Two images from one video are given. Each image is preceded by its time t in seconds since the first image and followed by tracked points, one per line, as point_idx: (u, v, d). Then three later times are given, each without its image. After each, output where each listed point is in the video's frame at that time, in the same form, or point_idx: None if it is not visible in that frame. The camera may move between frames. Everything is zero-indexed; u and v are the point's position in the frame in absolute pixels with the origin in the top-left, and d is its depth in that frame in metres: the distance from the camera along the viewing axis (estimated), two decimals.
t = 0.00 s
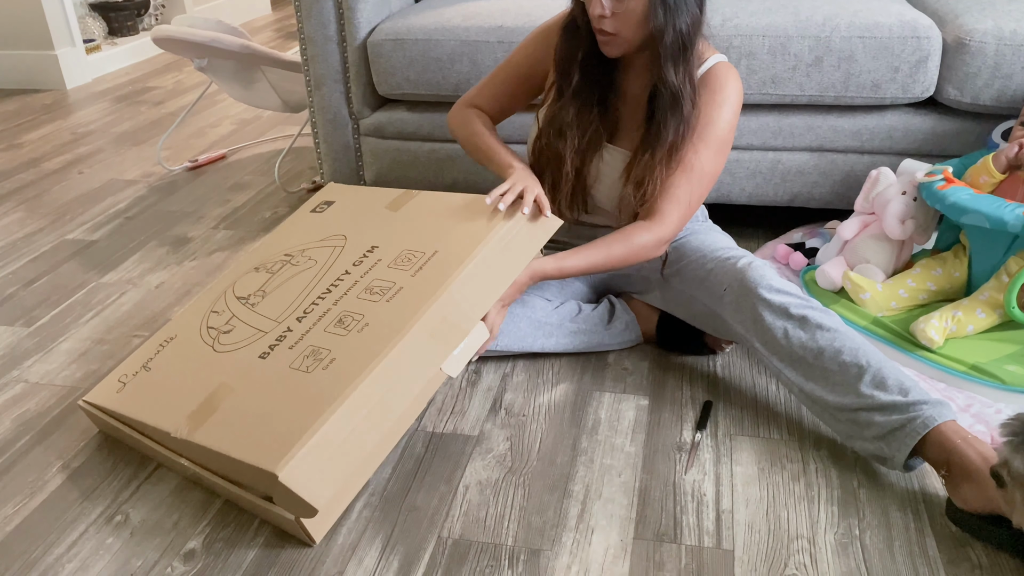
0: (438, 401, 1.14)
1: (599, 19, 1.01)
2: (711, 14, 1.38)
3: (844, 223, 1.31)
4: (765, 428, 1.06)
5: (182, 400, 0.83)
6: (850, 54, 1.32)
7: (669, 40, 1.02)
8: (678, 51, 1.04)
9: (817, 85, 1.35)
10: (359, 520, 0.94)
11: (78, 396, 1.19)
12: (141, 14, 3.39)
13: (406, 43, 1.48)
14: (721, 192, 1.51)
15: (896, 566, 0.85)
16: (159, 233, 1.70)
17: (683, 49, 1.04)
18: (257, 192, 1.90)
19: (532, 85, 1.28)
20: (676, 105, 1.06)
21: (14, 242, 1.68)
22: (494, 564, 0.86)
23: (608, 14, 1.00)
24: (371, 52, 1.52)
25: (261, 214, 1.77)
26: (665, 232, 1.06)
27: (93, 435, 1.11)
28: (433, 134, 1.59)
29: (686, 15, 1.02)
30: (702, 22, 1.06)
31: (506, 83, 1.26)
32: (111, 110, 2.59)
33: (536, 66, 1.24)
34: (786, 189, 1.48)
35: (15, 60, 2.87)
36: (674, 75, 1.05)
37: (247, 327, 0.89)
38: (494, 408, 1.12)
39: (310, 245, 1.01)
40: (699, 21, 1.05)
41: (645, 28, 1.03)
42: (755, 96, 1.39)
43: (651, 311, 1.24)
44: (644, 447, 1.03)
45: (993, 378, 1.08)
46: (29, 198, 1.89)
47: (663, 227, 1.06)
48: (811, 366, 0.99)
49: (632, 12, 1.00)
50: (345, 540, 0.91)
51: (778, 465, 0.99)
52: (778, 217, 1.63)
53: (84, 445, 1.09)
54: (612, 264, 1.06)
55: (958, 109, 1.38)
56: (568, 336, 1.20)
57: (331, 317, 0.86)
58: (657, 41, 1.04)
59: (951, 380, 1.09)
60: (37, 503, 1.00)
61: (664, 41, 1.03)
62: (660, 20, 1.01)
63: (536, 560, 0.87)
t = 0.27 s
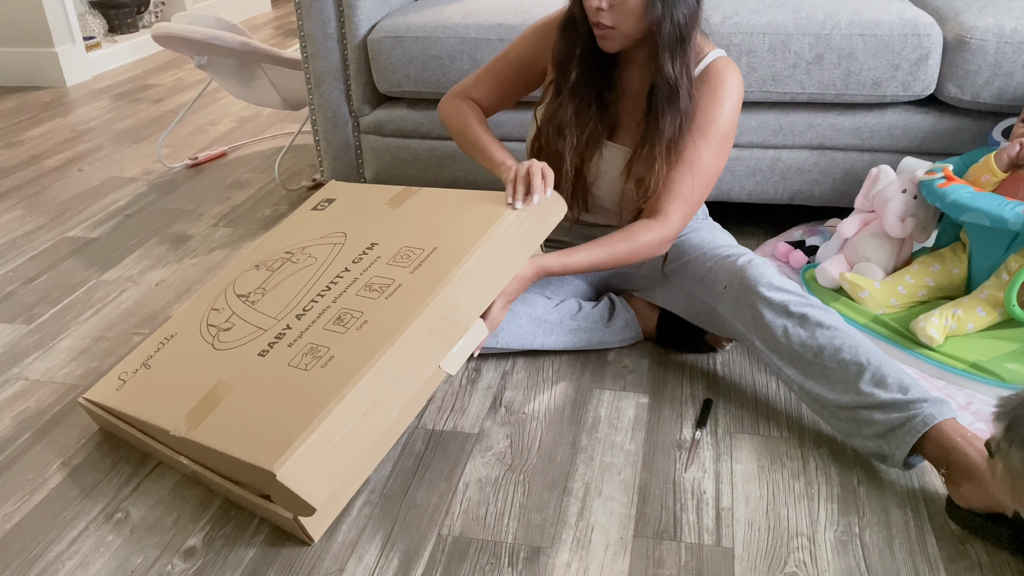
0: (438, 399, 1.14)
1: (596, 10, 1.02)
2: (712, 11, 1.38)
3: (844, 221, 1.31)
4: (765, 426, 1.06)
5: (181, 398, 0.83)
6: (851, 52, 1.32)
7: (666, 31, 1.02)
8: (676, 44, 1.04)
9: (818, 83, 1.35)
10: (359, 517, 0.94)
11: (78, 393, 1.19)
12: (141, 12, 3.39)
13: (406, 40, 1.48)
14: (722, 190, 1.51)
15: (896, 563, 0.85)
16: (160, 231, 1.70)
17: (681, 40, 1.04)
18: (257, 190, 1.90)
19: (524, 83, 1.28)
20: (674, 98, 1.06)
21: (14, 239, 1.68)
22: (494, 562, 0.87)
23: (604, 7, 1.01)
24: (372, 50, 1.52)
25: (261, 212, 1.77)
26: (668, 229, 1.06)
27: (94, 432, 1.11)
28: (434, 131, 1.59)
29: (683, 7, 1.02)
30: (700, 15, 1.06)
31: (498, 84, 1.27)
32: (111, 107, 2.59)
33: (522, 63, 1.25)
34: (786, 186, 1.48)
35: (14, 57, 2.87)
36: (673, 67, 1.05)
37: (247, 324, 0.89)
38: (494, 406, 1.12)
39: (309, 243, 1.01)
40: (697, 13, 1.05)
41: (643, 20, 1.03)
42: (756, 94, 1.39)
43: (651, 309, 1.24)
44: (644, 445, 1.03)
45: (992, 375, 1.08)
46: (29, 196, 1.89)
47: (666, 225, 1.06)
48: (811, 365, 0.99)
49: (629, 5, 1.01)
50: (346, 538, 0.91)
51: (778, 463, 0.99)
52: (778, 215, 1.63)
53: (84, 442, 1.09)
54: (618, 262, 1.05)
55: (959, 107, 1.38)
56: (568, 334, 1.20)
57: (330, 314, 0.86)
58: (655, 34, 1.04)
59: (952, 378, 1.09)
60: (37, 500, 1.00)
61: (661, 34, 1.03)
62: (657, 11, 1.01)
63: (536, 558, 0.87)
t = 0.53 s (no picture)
0: (439, 399, 1.14)
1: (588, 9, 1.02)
2: (713, 11, 1.38)
3: (844, 222, 1.30)
4: (766, 426, 1.06)
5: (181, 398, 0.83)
6: (852, 52, 1.32)
7: (662, 29, 1.03)
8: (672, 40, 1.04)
9: (819, 83, 1.35)
10: (360, 517, 0.94)
11: (79, 393, 1.19)
12: (142, 12, 3.39)
13: (407, 40, 1.48)
14: (723, 190, 1.51)
15: (897, 564, 0.85)
16: (161, 230, 1.70)
17: (677, 37, 1.04)
18: (258, 190, 1.90)
19: (515, 84, 1.29)
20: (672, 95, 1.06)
21: (15, 239, 1.68)
22: (495, 562, 0.87)
23: (596, 5, 1.01)
24: (372, 50, 1.52)
25: (262, 212, 1.77)
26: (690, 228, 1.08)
27: (95, 432, 1.11)
28: (435, 131, 1.59)
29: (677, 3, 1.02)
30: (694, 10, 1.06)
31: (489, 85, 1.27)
32: (112, 107, 2.59)
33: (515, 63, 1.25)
34: (787, 187, 1.48)
35: (16, 56, 2.87)
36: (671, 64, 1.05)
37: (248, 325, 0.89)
38: (495, 405, 1.12)
39: (310, 243, 1.01)
40: (690, 9, 1.05)
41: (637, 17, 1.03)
42: (757, 94, 1.39)
43: (652, 309, 1.24)
44: (645, 445, 1.03)
45: (993, 376, 1.07)
46: (30, 195, 1.90)
47: (686, 224, 1.08)
48: (812, 366, 0.99)
49: (622, 5, 1.01)
50: (346, 538, 0.91)
51: (778, 463, 0.99)
52: (779, 215, 1.63)
53: (85, 442, 1.09)
54: (640, 262, 1.07)
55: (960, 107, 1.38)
56: (569, 334, 1.20)
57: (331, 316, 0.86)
58: (649, 31, 1.04)
59: (953, 379, 1.09)
60: (39, 499, 1.00)
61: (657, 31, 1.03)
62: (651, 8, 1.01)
63: (537, 558, 0.87)
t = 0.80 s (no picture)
0: (440, 402, 1.14)
1: (578, 13, 1.02)
2: (715, 14, 1.38)
3: (846, 224, 1.30)
4: (768, 429, 1.06)
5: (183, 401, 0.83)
6: (854, 55, 1.32)
7: (654, 29, 1.03)
8: (663, 40, 1.04)
9: (821, 85, 1.35)
10: (362, 520, 0.94)
11: (81, 395, 1.19)
12: (146, 15, 3.40)
13: (409, 43, 1.48)
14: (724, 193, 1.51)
15: (899, 567, 0.84)
16: (163, 233, 1.70)
17: (668, 38, 1.04)
18: (260, 192, 1.90)
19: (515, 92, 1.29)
20: (668, 95, 1.07)
21: (17, 241, 1.68)
22: (497, 565, 0.86)
23: (586, 7, 1.01)
24: (374, 53, 1.52)
25: (264, 214, 1.77)
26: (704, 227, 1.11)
27: (96, 435, 1.11)
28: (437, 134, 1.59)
29: (667, 4, 1.03)
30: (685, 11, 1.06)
31: (488, 90, 1.27)
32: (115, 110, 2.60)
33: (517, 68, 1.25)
34: (789, 189, 1.48)
35: (18, 59, 2.87)
36: (665, 65, 1.05)
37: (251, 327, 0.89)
38: (496, 409, 1.12)
39: (312, 247, 1.01)
40: (683, 9, 1.05)
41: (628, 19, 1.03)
42: (759, 97, 1.39)
43: (653, 312, 1.24)
44: (647, 448, 1.03)
45: (995, 379, 1.07)
46: (33, 198, 1.90)
47: (699, 219, 1.11)
48: (814, 369, 0.99)
49: (611, 6, 1.01)
50: (348, 541, 0.91)
51: (781, 467, 0.99)
52: (781, 218, 1.63)
53: (87, 445, 1.09)
54: (656, 255, 1.10)
55: (962, 110, 1.37)
56: (572, 337, 1.20)
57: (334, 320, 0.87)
58: (642, 33, 1.04)
59: (955, 382, 1.09)
60: (40, 502, 1.00)
61: (649, 32, 1.03)
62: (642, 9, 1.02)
63: (538, 561, 0.87)
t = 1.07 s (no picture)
0: (444, 406, 1.14)
1: (574, 20, 1.02)
2: (719, 19, 1.38)
3: (851, 229, 1.30)
4: (772, 434, 1.05)
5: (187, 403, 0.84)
6: (858, 60, 1.32)
7: (653, 37, 1.03)
8: (663, 48, 1.04)
9: (825, 90, 1.35)
10: (365, 524, 0.94)
11: (85, 399, 1.19)
12: (152, 20, 3.41)
13: (413, 48, 1.49)
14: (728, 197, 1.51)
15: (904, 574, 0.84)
16: (167, 237, 1.70)
17: (668, 45, 1.04)
18: (264, 197, 1.91)
19: (512, 91, 1.30)
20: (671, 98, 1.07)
21: (23, 245, 1.68)
22: (500, 570, 0.86)
23: (581, 15, 1.01)
24: (379, 58, 1.52)
25: (269, 219, 1.78)
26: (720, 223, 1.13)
27: (100, 438, 1.11)
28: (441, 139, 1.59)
29: (666, 11, 1.02)
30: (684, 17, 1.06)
31: (483, 86, 1.27)
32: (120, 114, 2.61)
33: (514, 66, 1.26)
34: (793, 194, 1.48)
35: (24, 64, 2.88)
36: (666, 68, 1.05)
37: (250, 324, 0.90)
38: (500, 413, 1.11)
39: (311, 242, 1.01)
40: (681, 16, 1.05)
41: (624, 26, 1.03)
42: (763, 102, 1.39)
43: (657, 317, 1.24)
44: (651, 453, 1.02)
45: (1000, 384, 1.07)
46: (38, 202, 1.90)
47: (716, 217, 1.12)
48: (818, 374, 0.99)
49: (608, 14, 1.00)
50: (351, 545, 0.91)
51: (785, 472, 0.99)
52: (785, 223, 1.63)
53: (91, 448, 1.09)
54: (672, 246, 1.10)
55: (967, 115, 1.37)
56: (575, 342, 1.20)
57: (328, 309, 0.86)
58: (640, 40, 1.04)
59: (960, 387, 1.09)
60: (44, 506, 1.00)
61: (648, 39, 1.03)
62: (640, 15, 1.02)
63: (542, 566, 0.86)
